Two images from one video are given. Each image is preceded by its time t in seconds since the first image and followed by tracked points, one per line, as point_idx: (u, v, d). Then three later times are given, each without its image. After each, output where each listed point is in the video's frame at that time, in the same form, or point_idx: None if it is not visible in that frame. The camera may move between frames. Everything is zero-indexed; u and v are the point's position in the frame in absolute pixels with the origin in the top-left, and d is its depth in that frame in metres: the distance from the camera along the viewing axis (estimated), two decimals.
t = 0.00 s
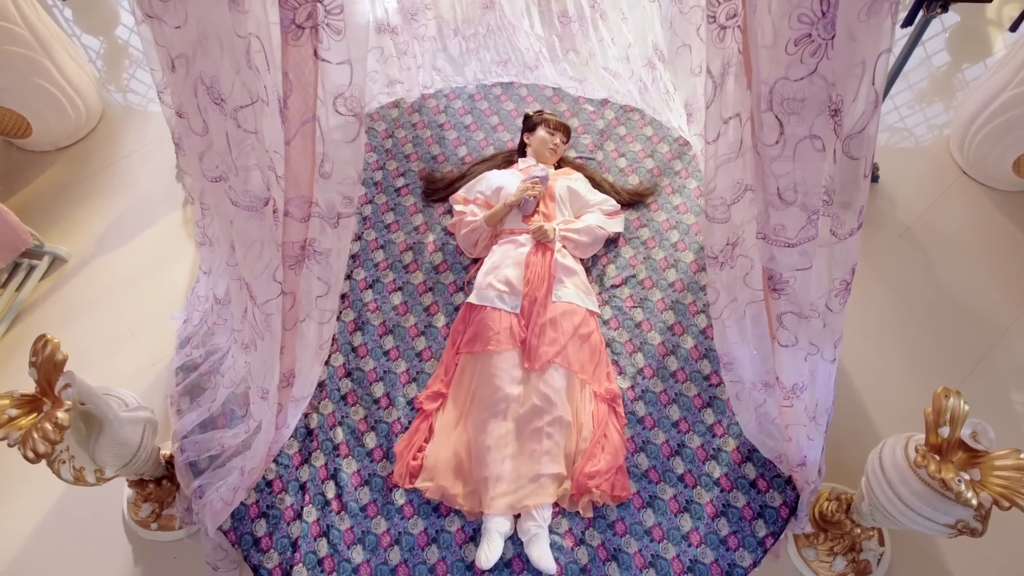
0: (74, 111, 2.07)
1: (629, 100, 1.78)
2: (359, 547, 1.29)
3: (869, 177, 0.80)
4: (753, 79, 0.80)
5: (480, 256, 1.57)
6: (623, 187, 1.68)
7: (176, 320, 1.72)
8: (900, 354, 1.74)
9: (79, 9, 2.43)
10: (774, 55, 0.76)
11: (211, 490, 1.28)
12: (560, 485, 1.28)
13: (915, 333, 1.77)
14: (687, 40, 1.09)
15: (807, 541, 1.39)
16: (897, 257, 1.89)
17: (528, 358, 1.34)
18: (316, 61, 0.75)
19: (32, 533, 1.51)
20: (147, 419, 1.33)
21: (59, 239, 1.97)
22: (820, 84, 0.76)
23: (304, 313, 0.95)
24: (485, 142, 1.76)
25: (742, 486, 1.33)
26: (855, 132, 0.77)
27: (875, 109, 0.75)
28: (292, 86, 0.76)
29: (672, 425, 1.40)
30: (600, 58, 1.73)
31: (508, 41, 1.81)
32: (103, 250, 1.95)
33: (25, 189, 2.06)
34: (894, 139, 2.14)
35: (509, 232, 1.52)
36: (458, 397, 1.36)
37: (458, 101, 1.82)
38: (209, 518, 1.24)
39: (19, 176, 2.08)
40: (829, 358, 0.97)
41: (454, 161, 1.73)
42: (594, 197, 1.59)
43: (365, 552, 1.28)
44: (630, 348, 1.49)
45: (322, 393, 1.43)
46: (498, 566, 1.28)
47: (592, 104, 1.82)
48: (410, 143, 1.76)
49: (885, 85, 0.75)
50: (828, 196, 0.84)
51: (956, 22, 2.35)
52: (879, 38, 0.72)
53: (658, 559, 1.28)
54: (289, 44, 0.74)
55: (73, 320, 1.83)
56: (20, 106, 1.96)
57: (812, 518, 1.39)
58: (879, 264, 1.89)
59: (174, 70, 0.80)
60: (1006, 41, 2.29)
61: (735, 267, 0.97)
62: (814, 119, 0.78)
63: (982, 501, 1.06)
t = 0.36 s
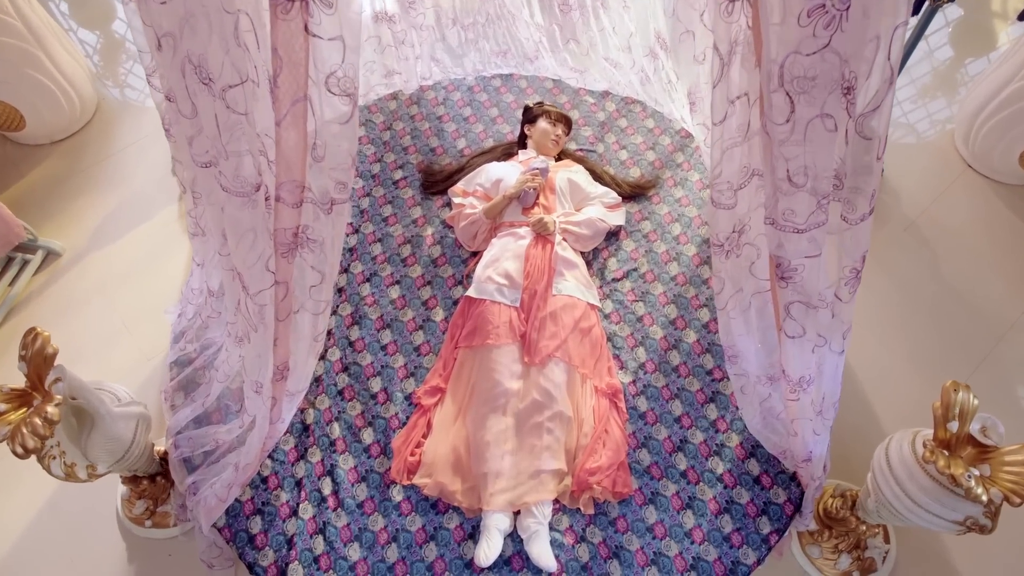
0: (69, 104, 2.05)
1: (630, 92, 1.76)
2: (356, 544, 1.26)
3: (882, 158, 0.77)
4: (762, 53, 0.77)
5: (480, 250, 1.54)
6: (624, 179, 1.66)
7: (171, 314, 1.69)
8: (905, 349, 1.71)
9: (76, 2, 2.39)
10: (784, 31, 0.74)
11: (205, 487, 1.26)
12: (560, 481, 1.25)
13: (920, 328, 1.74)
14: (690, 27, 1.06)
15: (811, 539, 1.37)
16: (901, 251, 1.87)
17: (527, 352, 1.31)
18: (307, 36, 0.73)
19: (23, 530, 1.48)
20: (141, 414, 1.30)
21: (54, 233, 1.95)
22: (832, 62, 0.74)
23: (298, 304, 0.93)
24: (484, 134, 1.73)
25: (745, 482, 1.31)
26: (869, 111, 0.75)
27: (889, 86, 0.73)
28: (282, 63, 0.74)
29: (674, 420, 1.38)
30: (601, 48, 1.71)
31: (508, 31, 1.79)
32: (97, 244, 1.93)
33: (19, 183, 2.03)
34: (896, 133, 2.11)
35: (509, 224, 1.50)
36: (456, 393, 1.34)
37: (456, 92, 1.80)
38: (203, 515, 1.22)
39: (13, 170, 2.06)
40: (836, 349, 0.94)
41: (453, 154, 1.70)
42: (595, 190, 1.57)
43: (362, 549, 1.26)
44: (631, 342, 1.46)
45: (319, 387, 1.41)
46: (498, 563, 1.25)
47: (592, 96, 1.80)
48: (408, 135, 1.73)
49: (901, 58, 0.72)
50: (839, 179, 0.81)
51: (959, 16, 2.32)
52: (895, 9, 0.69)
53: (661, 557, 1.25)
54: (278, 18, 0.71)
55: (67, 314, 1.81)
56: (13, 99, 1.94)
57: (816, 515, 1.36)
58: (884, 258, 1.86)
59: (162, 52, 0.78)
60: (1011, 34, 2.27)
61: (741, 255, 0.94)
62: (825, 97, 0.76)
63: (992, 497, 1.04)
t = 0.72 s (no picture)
0: (63, 97, 2.02)
1: (632, 84, 1.74)
2: (353, 542, 1.24)
3: (894, 140, 0.76)
4: (773, 30, 0.75)
5: (479, 243, 1.52)
6: (625, 171, 1.63)
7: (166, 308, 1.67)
8: (912, 345, 1.69)
9: None
10: (798, 6, 0.71)
11: (200, 483, 1.24)
12: (561, 477, 1.23)
13: (926, 324, 1.72)
14: (694, 13, 1.07)
15: (815, 536, 1.35)
16: (907, 245, 1.84)
17: (527, 346, 1.29)
18: (298, 12, 0.71)
19: (13, 528, 1.46)
20: (134, 409, 1.28)
21: (48, 227, 1.92)
22: (849, 36, 0.71)
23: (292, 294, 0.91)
24: (483, 126, 1.71)
25: (749, 479, 1.29)
26: (885, 87, 0.73)
27: (905, 63, 0.71)
28: (271, 39, 0.73)
29: (676, 416, 1.36)
30: (602, 38, 1.72)
31: (508, 20, 1.77)
32: (92, 238, 1.90)
33: (13, 176, 2.01)
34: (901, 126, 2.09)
35: (508, 217, 1.47)
36: (455, 388, 1.31)
37: (456, 84, 1.77)
38: (197, 512, 1.19)
39: (7, 163, 2.03)
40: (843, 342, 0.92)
41: (452, 146, 1.68)
42: (595, 182, 1.54)
43: (359, 547, 1.24)
44: (633, 337, 1.44)
45: (315, 382, 1.38)
46: (497, 561, 1.23)
47: (593, 88, 1.77)
48: (406, 127, 1.71)
49: (915, 34, 0.70)
50: (850, 162, 0.79)
51: (963, 9, 2.30)
52: None
53: (663, 555, 1.23)
54: None
55: (61, 309, 1.79)
56: (7, 91, 1.91)
57: (820, 512, 1.34)
58: (890, 252, 1.84)
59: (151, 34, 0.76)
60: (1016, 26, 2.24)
61: (746, 244, 0.92)
62: (838, 74, 0.73)
63: (1002, 493, 1.02)
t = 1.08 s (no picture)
0: (58, 91, 2.00)
1: (633, 77, 1.71)
2: (350, 541, 1.22)
3: (904, 122, 0.74)
4: (783, 6, 0.73)
5: (478, 238, 1.50)
6: (626, 165, 1.61)
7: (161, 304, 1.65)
8: (917, 343, 1.66)
9: None
10: None
11: (193, 481, 1.21)
12: (562, 475, 1.21)
13: (932, 321, 1.69)
14: None
15: (820, 535, 1.32)
16: (912, 242, 1.81)
17: (527, 342, 1.27)
18: None
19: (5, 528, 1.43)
20: (127, 405, 1.26)
21: (43, 222, 1.90)
22: (863, 10, 0.69)
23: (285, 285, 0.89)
24: (483, 119, 1.69)
25: (753, 476, 1.26)
26: (901, 63, 0.71)
27: (920, 39, 0.69)
28: (260, 14, 0.71)
29: (679, 412, 1.34)
30: (602, 29, 1.68)
31: (508, 12, 1.74)
32: (88, 234, 1.88)
33: (8, 171, 1.99)
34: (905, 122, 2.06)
35: (508, 211, 1.45)
36: (453, 385, 1.29)
37: (455, 78, 1.75)
38: (191, 510, 1.17)
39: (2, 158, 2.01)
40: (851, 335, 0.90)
41: (451, 140, 1.66)
42: (596, 176, 1.51)
43: (356, 546, 1.22)
44: (635, 332, 1.42)
45: (311, 378, 1.36)
46: (496, 560, 1.21)
47: (593, 82, 1.76)
48: (405, 121, 1.68)
49: (928, 10, 0.68)
50: (862, 145, 0.77)
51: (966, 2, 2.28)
52: None
53: (666, 554, 1.21)
54: None
55: (55, 305, 1.76)
56: None
57: (825, 511, 1.32)
58: (894, 249, 1.81)
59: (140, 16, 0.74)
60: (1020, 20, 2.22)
61: (752, 234, 0.90)
62: (851, 50, 0.71)
63: (1013, 491, 0.99)
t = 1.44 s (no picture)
0: (52, 88, 1.98)
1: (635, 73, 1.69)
2: (346, 542, 1.20)
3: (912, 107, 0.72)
4: None
5: (477, 235, 1.47)
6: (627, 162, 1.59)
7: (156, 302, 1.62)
8: (923, 342, 1.64)
9: None
10: None
11: (187, 481, 1.19)
12: (562, 475, 1.19)
13: (938, 319, 1.67)
14: None
15: (825, 537, 1.30)
16: (918, 240, 1.79)
17: (527, 340, 1.25)
18: None
19: None
20: (119, 404, 1.23)
21: (36, 220, 1.88)
22: None
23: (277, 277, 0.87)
24: (482, 115, 1.67)
25: (757, 476, 1.24)
26: (916, 40, 0.69)
27: (937, 14, 0.67)
28: None
29: (681, 411, 1.31)
30: (603, 23, 1.67)
31: (507, 6, 1.73)
32: (82, 232, 1.85)
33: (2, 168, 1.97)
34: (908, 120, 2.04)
35: (507, 208, 1.43)
36: (452, 383, 1.27)
37: (454, 74, 1.73)
38: (185, 511, 1.14)
39: None
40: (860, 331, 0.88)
41: (450, 136, 1.64)
42: (597, 172, 1.49)
43: (352, 547, 1.19)
44: (636, 330, 1.39)
45: (308, 377, 1.34)
46: (496, 562, 1.18)
47: (593, 78, 1.74)
48: (403, 117, 1.66)
49: None
50: (874, 129, 0.75)
51: None
52: None
53: (669, 555, 1.18)
54: None
55: (49, 304, 1.74)
56: None
57: (830, 512, 1.30)
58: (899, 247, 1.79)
59: None
60: None
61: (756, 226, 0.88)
62: (864, 28, 0.69)
63: None
